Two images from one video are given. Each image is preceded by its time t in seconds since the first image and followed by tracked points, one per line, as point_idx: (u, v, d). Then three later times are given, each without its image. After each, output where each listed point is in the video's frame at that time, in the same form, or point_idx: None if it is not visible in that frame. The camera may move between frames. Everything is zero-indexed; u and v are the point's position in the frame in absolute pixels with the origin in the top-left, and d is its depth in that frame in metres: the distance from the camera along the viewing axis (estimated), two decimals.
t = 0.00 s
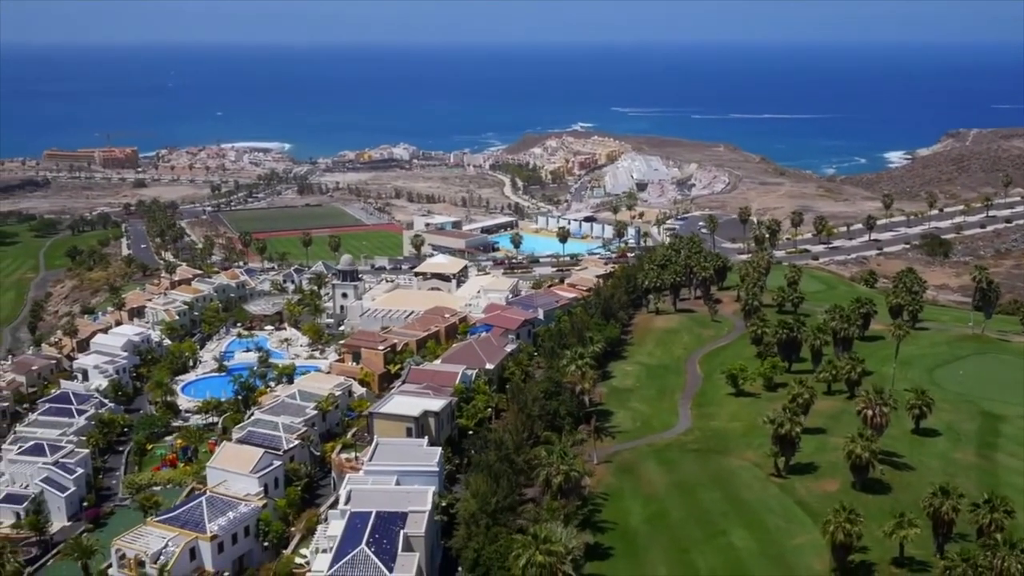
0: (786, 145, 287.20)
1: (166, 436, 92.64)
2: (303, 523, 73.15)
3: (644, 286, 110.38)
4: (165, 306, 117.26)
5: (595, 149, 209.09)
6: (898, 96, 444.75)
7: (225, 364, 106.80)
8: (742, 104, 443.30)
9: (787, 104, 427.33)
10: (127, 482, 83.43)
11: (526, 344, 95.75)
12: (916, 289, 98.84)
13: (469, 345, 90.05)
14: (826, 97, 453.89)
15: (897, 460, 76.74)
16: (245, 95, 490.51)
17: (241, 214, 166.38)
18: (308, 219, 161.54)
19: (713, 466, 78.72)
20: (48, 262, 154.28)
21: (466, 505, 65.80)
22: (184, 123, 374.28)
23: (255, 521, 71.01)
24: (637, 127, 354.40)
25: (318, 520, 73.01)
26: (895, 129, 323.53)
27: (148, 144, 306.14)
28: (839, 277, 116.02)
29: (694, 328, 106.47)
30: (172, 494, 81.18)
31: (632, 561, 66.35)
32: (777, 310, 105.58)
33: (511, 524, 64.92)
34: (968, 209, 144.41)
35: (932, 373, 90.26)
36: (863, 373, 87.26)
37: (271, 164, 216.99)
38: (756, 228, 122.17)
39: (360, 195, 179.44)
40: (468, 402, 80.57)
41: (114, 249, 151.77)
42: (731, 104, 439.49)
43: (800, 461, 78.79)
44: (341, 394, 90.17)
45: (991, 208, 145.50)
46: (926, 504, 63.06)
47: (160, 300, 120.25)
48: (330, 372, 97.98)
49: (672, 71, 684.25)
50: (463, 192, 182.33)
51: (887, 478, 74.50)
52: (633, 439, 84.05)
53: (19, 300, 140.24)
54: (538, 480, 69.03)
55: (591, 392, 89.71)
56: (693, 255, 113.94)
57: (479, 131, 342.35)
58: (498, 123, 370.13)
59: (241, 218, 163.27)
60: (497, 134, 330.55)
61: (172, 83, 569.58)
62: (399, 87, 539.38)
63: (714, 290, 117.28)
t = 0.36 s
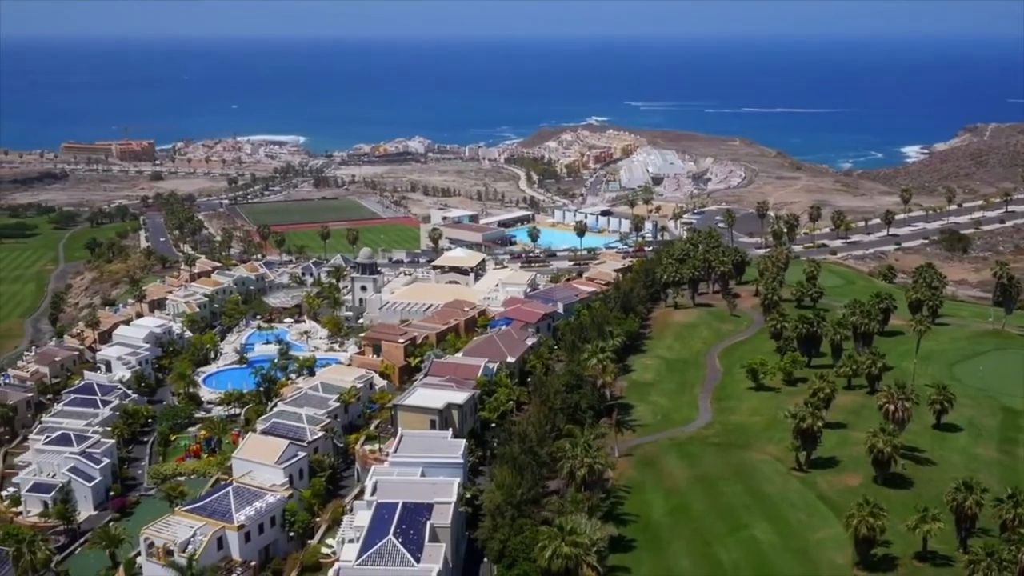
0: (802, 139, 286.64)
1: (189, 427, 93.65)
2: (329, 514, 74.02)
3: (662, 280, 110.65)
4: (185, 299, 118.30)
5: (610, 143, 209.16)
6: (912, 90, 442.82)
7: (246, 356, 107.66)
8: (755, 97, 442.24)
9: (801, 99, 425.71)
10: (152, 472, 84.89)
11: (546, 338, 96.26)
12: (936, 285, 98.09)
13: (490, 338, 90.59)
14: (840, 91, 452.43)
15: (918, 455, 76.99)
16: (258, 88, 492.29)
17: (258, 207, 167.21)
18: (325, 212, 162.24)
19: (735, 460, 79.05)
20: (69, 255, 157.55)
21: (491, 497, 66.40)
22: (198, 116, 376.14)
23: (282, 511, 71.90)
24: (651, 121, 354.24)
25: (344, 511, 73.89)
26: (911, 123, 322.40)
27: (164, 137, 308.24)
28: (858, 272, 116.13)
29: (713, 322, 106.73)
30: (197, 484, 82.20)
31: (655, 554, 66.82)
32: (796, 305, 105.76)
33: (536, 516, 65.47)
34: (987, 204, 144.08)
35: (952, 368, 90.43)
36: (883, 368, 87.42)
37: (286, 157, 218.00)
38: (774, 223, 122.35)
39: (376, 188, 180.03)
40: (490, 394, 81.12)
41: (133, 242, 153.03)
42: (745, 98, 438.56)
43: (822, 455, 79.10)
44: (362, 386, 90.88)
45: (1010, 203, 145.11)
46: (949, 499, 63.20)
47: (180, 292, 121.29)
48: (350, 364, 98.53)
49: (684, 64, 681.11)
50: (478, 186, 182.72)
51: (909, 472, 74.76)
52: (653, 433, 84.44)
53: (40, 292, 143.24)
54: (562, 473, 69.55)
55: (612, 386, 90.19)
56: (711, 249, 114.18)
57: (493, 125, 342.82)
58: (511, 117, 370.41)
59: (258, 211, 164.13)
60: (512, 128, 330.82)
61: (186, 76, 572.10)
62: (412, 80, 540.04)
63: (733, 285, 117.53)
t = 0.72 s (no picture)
0: (821, 130, 285.36)
1: (215, 415, 94.73)
2: (357, 502, 74.93)
3: (683, 272, 110.89)
4: (209, 288, 119.39)
5: (629, 134, 208.97)
6: (932, 81, 439.66)
7: (270, 346, 108.59)
8: (773, 88, 440.26)
9: (819, 90, 423.47)
10: (180, 459, 86.17)
11: (569, 329, 96.71)
12: (959, 278, 97.91)
13: (514, 329, 91.08)
14: (859, 82, 449.80)
15: (942, 448, 77.16)
16: (275, 78, 494.06)
17: (278, 197, 168.12)
18: (345, 203, 162.96)
19: (758, 451, 79.32)
20: (92, 244, 159.24)
21: (517, 486, 66.98)
22: (217, 107, 378.22)
23: (309, 499, 72.82)
24: (668, 112, 353.41)
25: (371, 499, 74.77)
26: (931, 115, 320.62)
27: (184, 127, 310.37)
28: (880, 265, 116.04)
29: (735, 314, 106.95)
30: (225, 472, 83.30)
31: (679, 544, 67.28)
32: (818, 297, 105.78)
33: (562, 506, 66.01)
34: (1010, 197, 143.31)
35: (976, 361, 90.42)
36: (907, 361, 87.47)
37: (306, 147, 218.98)
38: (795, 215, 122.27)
39: (395, 179, 180.59)
40: (514, 385, 81.66)
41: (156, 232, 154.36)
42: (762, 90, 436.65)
43: (845, 448, 79.32)
44: (387, 376, 91.64)
45: None
46: (974, 492, 63.34)
47: (204, 282, 122.42)
48: (374, 354, 99.26)
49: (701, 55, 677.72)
50: (497, 177, 182.99)
51: (933, 465, 74.90)
52: (676, 424, 84.79)
53: (64, 281, 145.16)
54: (587, 463, 70.06)
55: (635, 377, 90.60)
56: (733, 242, 114.36)
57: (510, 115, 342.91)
58: (528, 108, 370.50)
59: (278, 201, 165.04)
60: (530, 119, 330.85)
61: (204, 66, 575.03)
62: (428, 70, 540.12)
63: (754, 277, 117.61)
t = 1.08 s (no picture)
0: (843, 121, 283.57)
1: (242, 403, 95.88)
2: (385, 489, 75.78)
3: (707, 263, 110.96)
4: (234, 277, 120.60)
5: (650, 124, 208.60)
6: (955, 72, 435.42)
7: (294, 334, 109.57)
8: (793, 78, 437.56)
9: (840, 80, 420.47)
10: (208, 446, 87.28)
11: (592, 320, 97.13)
12: (985, 270, 97.38)
13: (539, 319, 91.56)
14: (881, 72, 446.17)
15: (968, 441, 77.17)
16: (294, 68, 495.57)
17: (300, 187, 169.11)
18: (366, 192, 163.73)
19: (783, 442, 79.53)
20: (116, 233, 160.74)
21: (544, 476, 67.59)
22: (237, 96, 380.04)
23: (338, 486, 73.80)
24: (688, 103, 352.14)
25: (399, 486, 75.62)
26: (954, 105, 317.69)
27: (206, 116, 312.44)
28: (903, 256, 115.70)
29: (758, 305, 107.02)
30: (253, 459, 84.45)
31: (705, 534, 67.69)
32: (842, 289, 105.65)
33: (589, 495, 66.52)
34: None
35: (1002, 354, 90.18)
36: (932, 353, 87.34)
37: (327, 137, 220.03)
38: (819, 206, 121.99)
39: (416, 168, 181.14)
40: (540, 374, 82.19)
41: (180, 222, 155.85)
42: (782, 79, 433.92)
43: (871, 440, 79.39)
44: (412, 365, 92.45)
45: None
46: (1001, 485, 63.32)
47: (229, 271, 123.62)
48: (398, 344, 99.90)
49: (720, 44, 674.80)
50: (517, 167, 183.16)
51: (959, 458, 74.93)
52: (700, 414, 85.06)
53: (90, 269, 146.83)
54: (613, 453, 70.53)
55: (659, 367, 90.93)
56: (756, 233, 114.29)
57: (530, 105, 342.52)
58: (546, 98, 370.04)
59: (300, 190, 166.03)
60: (549, 108, 330.55)
61: (224, 55, 578.33)
62: (446, 60, 539.92)
63: (778, 268, 117.54)
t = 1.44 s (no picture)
0: (865, 112, 281.76)
1: (267, 391, 96.96)
2: (411, 477, 76.67)
3: (729, 254, 111.06)
4: (258, 267, 121.68)
5: (670, 114, 208.18)
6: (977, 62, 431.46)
7: (318, 323, 110.52)
8: (813, 69, 434.88)
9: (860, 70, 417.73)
10: (235, 434, 88.40)
11: (615, 311, 97.51)
12: (1009, 263, 96.99)
13: (562, 310, 92.03)
14: (902, 62, 442.62)
15: (992, 434, 77.22)
16: (312, 58, 497.11)
17: (321, 176, 170.02)
18: (387, 182, 164.48)
19: (806, 434, 79.77)
20: (139, 222, 162.18)
21: (570, 465, 68.16)
22: (257, 86, 381.81)
23: (364, 474, 74.74)
24: (707, 93, 350.89)
25: (425, 475, 76.49)
26: (977, 96, 314.84)
27: (226, 106, 314.30)
28: (926, 249, 115.37)
29: (780, 297, 107.09)
30: (279, 446, 85.53)
31: (729, 524, 68.13)
32: (865, 281, 105.56)
33: (614, 485, 67.05)
34: None
35: None
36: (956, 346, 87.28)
37: (347, 126, 221.02)
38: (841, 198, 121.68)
39: (436, 158, 181.68)
40: (564, 365, 82.70)
41: (202, 212, 157.23)
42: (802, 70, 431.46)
43: (894, 432, 79.52)
44: (436, 355, 93.18)
45: None
46: None
47: (253, 260, 124.76)
48: (421, 333, 100.61)
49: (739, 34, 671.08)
50: (537, 157, 183.35)
51: (983, 451, 75.00)
52: (723, 405, 85.36)
53: (115, 257, 148.36)
54: (637, 443, 71.03)
55: (682, 358, 91.26)
56: (779, 225, 114.22)
57: (548, 95, 342.49)
58: (564, 88, 369.86)
59: (320, 180, 166.94)
60: (569, 98, 330.36)
61: (243, 45, 581.06)
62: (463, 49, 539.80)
63: (800, 260, 117.48)
